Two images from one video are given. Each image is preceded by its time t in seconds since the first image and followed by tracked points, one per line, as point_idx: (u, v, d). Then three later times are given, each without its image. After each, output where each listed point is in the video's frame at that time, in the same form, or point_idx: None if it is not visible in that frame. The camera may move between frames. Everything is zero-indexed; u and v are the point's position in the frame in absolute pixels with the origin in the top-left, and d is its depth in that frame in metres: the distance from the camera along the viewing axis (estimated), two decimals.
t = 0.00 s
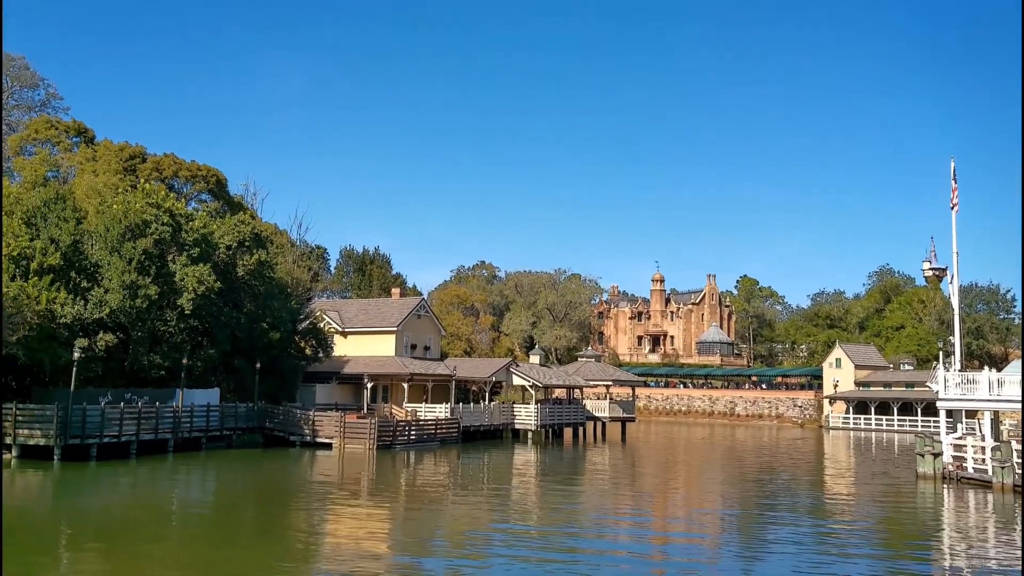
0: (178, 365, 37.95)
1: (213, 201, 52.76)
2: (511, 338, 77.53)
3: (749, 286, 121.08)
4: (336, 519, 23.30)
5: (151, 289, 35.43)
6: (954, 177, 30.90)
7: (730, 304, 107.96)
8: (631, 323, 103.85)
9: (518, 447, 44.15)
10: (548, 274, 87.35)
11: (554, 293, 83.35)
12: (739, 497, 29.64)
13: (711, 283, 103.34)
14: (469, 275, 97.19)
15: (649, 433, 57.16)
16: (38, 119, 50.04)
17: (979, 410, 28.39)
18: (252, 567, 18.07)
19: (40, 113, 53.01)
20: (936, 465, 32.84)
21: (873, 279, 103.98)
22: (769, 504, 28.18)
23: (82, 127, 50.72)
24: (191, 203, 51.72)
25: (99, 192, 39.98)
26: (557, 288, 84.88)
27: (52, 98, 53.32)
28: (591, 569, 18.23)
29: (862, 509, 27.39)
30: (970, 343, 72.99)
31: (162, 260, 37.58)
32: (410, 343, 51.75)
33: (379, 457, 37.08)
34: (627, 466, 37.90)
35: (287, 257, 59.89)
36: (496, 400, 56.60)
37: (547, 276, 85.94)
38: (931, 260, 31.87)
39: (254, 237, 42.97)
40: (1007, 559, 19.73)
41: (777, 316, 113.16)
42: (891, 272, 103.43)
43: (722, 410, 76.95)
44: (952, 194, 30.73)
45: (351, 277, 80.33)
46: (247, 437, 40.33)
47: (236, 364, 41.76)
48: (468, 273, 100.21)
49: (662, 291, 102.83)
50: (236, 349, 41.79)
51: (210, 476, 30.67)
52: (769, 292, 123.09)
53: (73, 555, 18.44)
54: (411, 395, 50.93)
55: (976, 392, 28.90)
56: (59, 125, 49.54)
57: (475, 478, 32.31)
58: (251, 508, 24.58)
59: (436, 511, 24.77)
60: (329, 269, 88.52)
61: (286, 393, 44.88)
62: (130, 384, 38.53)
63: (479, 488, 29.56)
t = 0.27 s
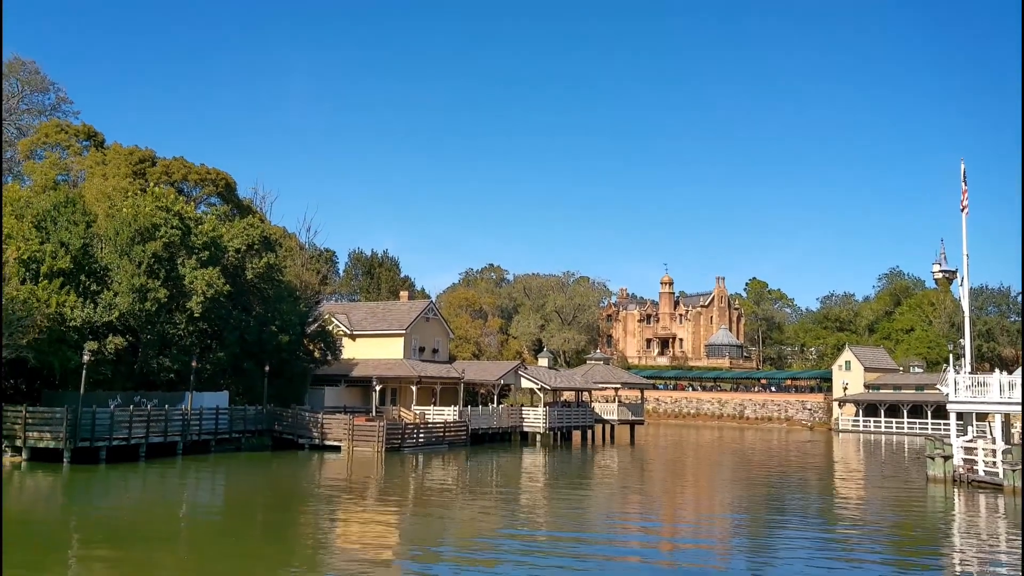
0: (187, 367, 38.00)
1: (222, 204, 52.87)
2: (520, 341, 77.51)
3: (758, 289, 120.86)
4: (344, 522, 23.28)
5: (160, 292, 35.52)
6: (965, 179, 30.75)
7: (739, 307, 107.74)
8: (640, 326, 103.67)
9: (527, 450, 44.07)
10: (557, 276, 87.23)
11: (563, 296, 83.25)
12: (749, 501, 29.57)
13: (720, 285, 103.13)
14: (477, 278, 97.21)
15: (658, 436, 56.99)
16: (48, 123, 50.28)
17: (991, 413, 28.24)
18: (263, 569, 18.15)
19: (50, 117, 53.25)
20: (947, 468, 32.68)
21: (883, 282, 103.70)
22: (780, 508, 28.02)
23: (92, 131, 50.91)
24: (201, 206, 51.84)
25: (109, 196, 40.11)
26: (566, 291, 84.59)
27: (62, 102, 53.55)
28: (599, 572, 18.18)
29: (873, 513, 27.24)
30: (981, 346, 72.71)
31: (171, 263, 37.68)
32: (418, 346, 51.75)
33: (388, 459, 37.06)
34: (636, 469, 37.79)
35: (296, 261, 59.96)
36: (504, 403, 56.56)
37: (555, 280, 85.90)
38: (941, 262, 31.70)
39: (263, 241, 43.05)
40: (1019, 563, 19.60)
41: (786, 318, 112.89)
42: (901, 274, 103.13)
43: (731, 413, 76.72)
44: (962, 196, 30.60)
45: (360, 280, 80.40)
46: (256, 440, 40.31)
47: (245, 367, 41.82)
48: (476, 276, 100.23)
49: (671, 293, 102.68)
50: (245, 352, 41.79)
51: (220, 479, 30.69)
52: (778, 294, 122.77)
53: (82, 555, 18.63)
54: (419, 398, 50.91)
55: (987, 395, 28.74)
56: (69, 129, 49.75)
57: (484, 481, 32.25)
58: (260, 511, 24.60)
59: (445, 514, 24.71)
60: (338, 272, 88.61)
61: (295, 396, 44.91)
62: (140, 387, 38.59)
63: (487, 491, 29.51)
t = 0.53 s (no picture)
0: (193, 368, 38.01)
1: (228, 205, 52.93)
2: (525, 342, 77.51)
3: (763, 291, 120.74)
4: (349, 522, 23.26)
5: (166, 293, 35.55)
6: (971, 179, 30.67)
7: (745, 308, 107.62)
8: (645, 327, 103.51)
9: (533, 452, 44.03)
10: (562, 278, 87.14)
11: (568, 297, 83.18)
12: (755, 502, 29.51)
13: (726, 286, 102.99)
14: (482, 279, 97.22)
15: (663, 438, 56.94)
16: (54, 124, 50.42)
17: (997, 415, 28.14)
18: (268, 568, 18.22)
19: (56, 119, 53.36)
20: (953, 470, 32.62)
21: (889, 283, 103.58)
22: (786, 509, 27.94)
23: (98, 133, 51.01)
24: (206, 208, 51.91)
25: (114, 198, 40.17)
26: (571, 292, 84.39)
27: (67, 104, 53.67)
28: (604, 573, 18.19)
29: (879, 514, 27.16)
30: (987, 347, 72.55)
31: (177, 264, 37.72)
32: (423, 347, 51.75)
33: (393, 461, 37.06)
34: (641, 470, 37.73)
35: (301, 262, 59.98)
36: (509, 404, 56.54)
37: (561, 281, 85.61)
38: (947, 263, 31.61)
39: (268, 242, 43.08)
40: None
41: (792, 320, 112.78)
42: (907, 275, 102.98)
43: (737, 414, 76.60)
44: (969, 196, 30.52)
45: (365, 282, 80.43)
46: (261, 441, 40.31)
47: (250, 368, 41.82)
48: (481, 277, 100.22)
49: (676, 294, 102.57)
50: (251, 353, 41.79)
51: (225, 480, 30.69)
52: (784, 295, 122.53)
53: (88, 555, 18.73)
54: (424, 400, 50.91)
55: (994, 397, 28.65)
56: (75, 131, 49.89)
57: (490, 482, 32.25)
58: (266, 512, 24.60)
59: (450, 515, 24.72)
60: (343, 274, 88.64)
61: (301, 397, 44.92)
62: (146, 389, 38.62)
63: (492, 492, 29.51)
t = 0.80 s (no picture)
0: (208, 369, 38.11)
1: (242, 206, 53.08)
2: (538, 343, 77.46)
3: (778, 291, 120.29)
4: (364, 523, 23.22)
5: (180, 294, 35.65)
6: (987, 179, 30.45)
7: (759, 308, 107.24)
8: (659, 327, 103.23)
9: (546, 452, 43.97)
10: (575, 278, 86.98)
11: (582, 297, 83.03)
12: (770, 504, 29.38)
13: (740, 287, 102.62)
14: (495, 280, 97.20)
15: (677, 438, 56.79)
16: (69, 126, 50.68)
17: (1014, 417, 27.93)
18: (281, 568, 18.24)
19: (71, 120, 53.65)
20: (970, 471, 32.42)
21: (904, 283, 103.06)
22: (801, 511, 27.78)
23: (113, 134, 51.25)
24: (221, 208, 52.06)
25: (129, 199, 40.37)
26: (584, 292, 84.37)
27: (83, 105, 53.95)
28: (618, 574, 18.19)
29: (895, 516, 26.99)
30: (1003, 348, 72.06)
31: (192, 265, 37.83)
32: (437, 347, 51.77)
33: (407, 461, 37.09)
34: (655, 471, 37.63)
35: (315, 263, 60.09)
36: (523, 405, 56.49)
37: (574, 281, 85.32)
38: (963, 263, 31.40)
39: (282, 243, 43.15)
40: None
41: (807, 320, 112.32)
42: (923, 275, 102.42)
43: (751, 415, 76.32)
44: (985, 196, 30.31)
45: (379, 282, 80.51)
46: (275, 441, 40.38)
47: (265, 368, 41.89)
48: (494, 277, 100.19)
49: (690, 295, 102.25)
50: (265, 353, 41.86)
51: (240, 480, 30.75)
52: (799, 296, 121.99)
53: (104, 555, 18.72)
54: (438, 400, 50.92)
55: (1011, 398, 28.43)
56: (90, 132, 50.14)
57: (503, 482, 32.23)
58: (280, 512, 24.64)
59: (464, 515, 24.72)
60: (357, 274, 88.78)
61: (314, 398, 45.03)
62: (161, 389, 38.74)
63: (505, 493, 29.49)
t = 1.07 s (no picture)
0: (222, 369, 38.21)
1: (256, 207, 53.24)
2: (552, 343, 77.40)
3: (792, 291, 119.81)
4: (378, 522, 23.21)
5: (195, 294, 35.75)
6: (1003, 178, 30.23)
7: (774, 308, 106.85)
8: (672, 328, 102.92)
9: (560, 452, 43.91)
10: (589, 278, 86.82)
11: (595, 297, 82.84)
12: (784, 505, 29.25)
13: (754, 287, 102.25)
14: (508, 280, 97.16)
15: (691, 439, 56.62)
16: (85, 127, 50.90)
17: None
18: (295, 568, 18.20)
19: (86, 122, 53.91)
20: (987, 472, 32.22)
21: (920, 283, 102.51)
22: (816, 512, 27.64)
23: (128, 135, 51.45)
24: (235, 209, 52.21)
25: (144, 199, 40.54)
26: (597, 293, 83.53)
27: (98, 107, 54.21)
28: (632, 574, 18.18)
29: (911, 517, 26.82)
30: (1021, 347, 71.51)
31: (206, 265, 37.96)
32: (450, 348, 51.80)
33: (421, 460, 37.12)
34: (669, 472, 37.54)
35: (329, 263, 60.19)
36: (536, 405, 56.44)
37: (587, 281, 85.21)
38: (979, 263, 31.19)
39: (296, 243, 43.23)
40: None
41: (822, 320, 111.82)
42: (939, 275, 101.85)
43: (766, 415, 76.04)
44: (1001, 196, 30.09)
45: (392, 282, 80.59)
46: (290, 441, 40.47)
47: (279, 368, 41.97)
48: (507, 278, 100.16)
49: (704, 295, 101.95)
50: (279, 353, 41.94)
51: (254, 480, 30.82)
52: (814, 296, 121.47)
53: (119, 555, 18.69)
54: (451, 400, 50.94)
55: None
56: (105, 134, 50.33)
57: (517, 482, 32.21)
58: (295, 511, 24.68)
59: (477, 515, 24.73)
60: (370, 275, 88.90)
61: (328, 398, 45.15)
62: (176, 389, 38.87)
63: (518, 493, 29.42)
